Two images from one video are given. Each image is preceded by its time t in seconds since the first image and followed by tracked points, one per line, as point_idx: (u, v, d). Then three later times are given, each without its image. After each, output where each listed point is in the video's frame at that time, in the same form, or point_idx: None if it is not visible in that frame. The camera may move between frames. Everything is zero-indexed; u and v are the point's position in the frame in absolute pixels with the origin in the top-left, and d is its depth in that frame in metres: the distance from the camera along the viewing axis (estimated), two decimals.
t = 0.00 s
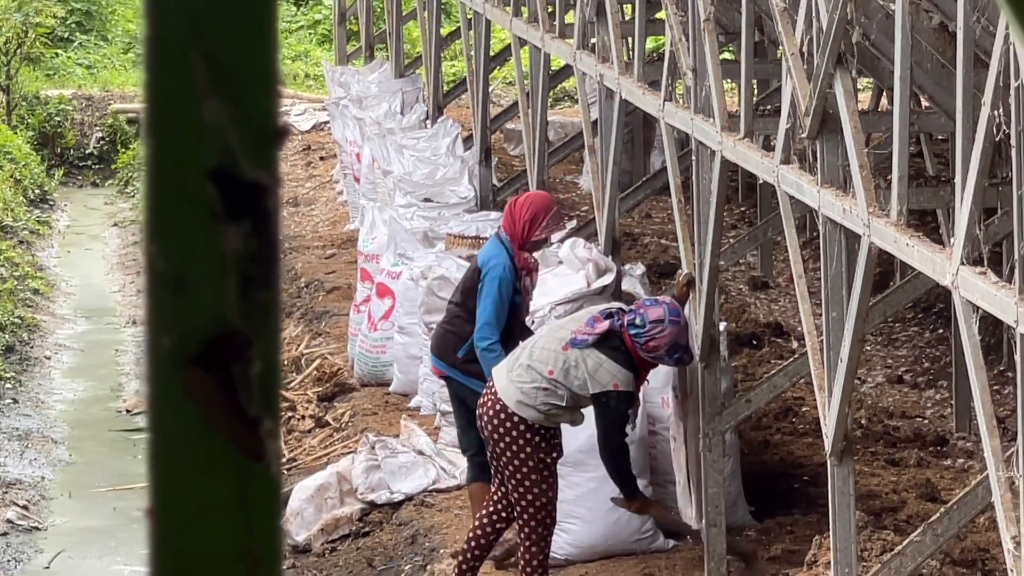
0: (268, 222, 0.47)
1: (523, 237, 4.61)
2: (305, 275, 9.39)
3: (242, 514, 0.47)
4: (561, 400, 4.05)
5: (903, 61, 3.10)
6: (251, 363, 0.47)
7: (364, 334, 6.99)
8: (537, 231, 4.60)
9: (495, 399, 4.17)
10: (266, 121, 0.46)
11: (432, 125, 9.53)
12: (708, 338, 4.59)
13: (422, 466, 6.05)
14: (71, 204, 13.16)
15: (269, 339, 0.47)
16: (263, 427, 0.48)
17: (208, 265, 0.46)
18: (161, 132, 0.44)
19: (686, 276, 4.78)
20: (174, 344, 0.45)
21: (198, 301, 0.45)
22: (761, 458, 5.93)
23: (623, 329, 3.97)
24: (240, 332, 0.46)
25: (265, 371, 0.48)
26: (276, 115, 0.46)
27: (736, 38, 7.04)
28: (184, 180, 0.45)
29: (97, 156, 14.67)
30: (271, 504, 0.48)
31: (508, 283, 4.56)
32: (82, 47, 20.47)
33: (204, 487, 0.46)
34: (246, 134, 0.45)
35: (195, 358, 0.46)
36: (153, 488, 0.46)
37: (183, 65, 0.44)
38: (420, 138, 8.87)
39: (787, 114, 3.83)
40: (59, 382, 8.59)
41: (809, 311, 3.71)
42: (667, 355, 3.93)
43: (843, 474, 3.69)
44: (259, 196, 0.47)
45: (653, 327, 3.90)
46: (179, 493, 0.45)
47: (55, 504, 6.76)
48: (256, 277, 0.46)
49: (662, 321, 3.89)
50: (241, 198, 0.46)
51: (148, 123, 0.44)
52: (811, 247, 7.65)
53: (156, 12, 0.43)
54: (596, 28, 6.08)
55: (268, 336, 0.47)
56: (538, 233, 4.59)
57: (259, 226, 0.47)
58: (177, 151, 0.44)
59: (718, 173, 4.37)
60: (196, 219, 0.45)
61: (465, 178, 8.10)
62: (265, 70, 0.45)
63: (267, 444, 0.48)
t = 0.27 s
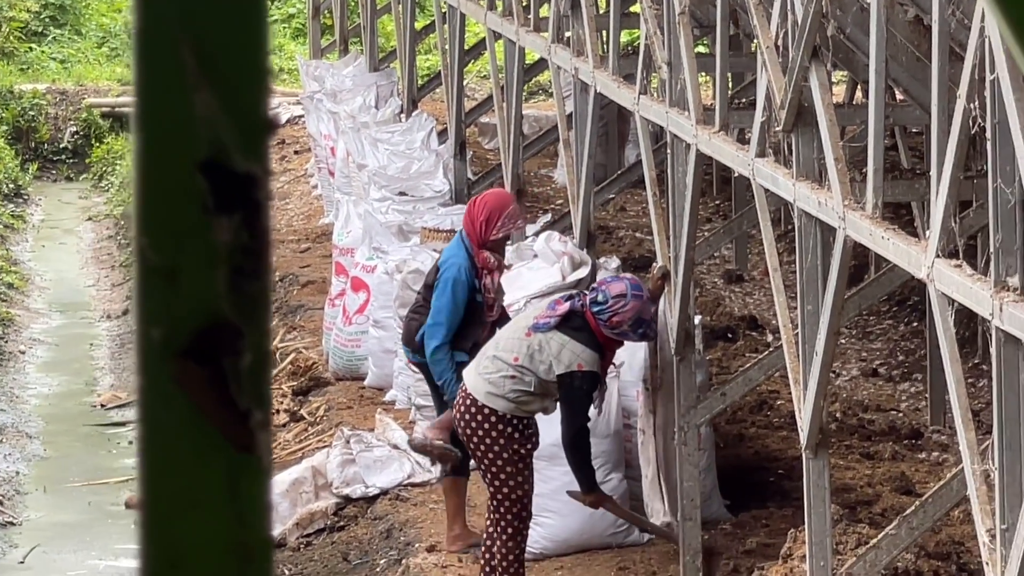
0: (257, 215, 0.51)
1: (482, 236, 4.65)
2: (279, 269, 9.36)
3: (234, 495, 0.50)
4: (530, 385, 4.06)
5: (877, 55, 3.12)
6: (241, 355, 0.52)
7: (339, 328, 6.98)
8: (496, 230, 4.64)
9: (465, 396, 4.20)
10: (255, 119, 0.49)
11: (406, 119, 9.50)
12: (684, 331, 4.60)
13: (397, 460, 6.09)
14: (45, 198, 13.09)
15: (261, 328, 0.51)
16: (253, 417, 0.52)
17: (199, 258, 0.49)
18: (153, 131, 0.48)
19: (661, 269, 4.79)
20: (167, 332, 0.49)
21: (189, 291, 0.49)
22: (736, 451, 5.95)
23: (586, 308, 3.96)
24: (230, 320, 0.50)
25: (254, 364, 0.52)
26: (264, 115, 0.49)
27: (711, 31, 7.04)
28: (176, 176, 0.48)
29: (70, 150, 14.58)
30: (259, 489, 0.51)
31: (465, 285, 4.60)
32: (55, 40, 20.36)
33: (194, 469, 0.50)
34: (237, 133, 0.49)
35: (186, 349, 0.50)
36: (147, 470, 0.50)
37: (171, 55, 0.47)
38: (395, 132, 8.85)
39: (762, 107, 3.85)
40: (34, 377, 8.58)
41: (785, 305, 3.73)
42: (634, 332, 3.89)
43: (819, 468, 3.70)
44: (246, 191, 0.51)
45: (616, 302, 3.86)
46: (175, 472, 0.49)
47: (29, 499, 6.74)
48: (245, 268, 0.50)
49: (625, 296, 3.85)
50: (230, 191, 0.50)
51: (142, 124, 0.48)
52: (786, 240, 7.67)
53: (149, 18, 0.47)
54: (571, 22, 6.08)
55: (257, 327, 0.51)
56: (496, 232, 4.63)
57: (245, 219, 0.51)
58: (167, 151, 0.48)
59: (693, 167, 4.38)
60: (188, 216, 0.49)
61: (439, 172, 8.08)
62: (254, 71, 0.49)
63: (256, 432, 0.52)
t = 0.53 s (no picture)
0: (238, 203, 0.51)
1: (449, 224, 4.66)
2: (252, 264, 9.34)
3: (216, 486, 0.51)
4: (494, 375, 4.08)
5: (850, 48, 3.13)
6: (222, 348, 0.52)
7: (312, 322, 6.97)
8: (461, 217, 4.65)
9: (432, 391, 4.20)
10: (234, 107, 0.49)
11: (379, 112, 9.48)
12: (657, 324, 4.61)
13: (371, 453, 6.03)
14: (16, 192, 13.01)
15: (242, 320, 0.51)
16: (234, 411, 0.52)
17: (179, 250, 0.49)
18: (131, 121, 0.48)
19: (634, 262, 4.80)
20: (147, 324, 0.49)
21: (168, 283, 0.49)
22: (710, 444, 5.98)
23: (546, 297, 4.01)
24: (211, 313, 0.51)
25: (236, 359, 0.52)
26: (243, 103, 0.49)
27: (684, 24, 7.06)
28: (155, 166, 0.48)
29: (41, 144, 14.50)
30: (241, 481, 0.52)
31: (432, 275, 4.60)
32: (26, 34, 20.22)
33: (175, 462, 0.50)
34: (218, 125, 0.49)
35: (166, 343, 0.50)
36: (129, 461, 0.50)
37: (150, 42, 0.47)
38: (367, 125, 8.84)
39: (735, 100, 3.86)
40: (7, 372, 8.61)
41: (759, 298, 3.74)
42: (595, 318, 3.96)
43: (793, 461, 3.72)
44: (227, 179, 0.50)
45: (576, 289, 3.93)
46: (158, 466, 0.50)
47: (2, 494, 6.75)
48: (225, 261, 0.51)
49: (584, 282, 3.92)
50: (211, 186, 0.50)
51: (119, 116, 0.48)
52: (758, 234, 7.70)
53: (127, 7, 0.47)
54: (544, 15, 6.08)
55: (238, 321, 0.52)
56: (461, 219, 4.64)
57: (226, 213, 0.51)
58: (147, 146, 0.48)
59: (667, 160, 4.39)
60: (168, 209, 0.49)
61: (413, 165, 8.07)
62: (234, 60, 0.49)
63: (237, 427, 0.52)
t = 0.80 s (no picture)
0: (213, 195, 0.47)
1: (422, 207, 4.67)
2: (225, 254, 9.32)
3: (192, 480, 0.47)
4: (474, 371, 4.08)
5: (823, 38, 3.14)
6: (198, 336, 0.47)
7: (286, 312, 6.97)
8: (433, 199, 4.66)
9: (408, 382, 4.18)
10: (208, 100, 0.46)
11: (352, 102, 9.46)
12: (631, 314, 4.62)
13: (345, 443, 6.07)
14: None
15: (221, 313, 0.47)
16: (209, 399, 0.48)
17: (157, 236, 0.46)
18: (109, 108, 0.44)
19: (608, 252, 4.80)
20: (122, 313, 0.45)
21: (146, 272, 0.45)
22: (684, 434, 6.00)
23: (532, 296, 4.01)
24: (188, 302, 0.46)
25: (218, 357, 0.48)
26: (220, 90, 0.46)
27: (657, 14, 7.07)
28: (133, 158, 0.45)
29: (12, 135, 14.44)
30: (215, 469, 0.48)
31: (410, 257, 4.59)
32: None
33: (157, 457, 0.46)
34: (194, 112, 0.46)
35: (144, 330, 0.46)
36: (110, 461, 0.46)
37: (128, 33, 0.44)
38: (341, 116, 8.83)
39: (708, 90, 3.87)
40: None
41: (733, 287, 3.76)
42: (579, 321, 3.97)
43: (767, 450, 3.74)
44: (201, 165, 0.47)
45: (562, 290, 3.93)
46: (134, 468, 0.46)
47: None
48: (202, 248, 0.47)
49: (570, 283, 3.93)
50: (189, 170, 0.46)
51: (97, 102, 0.44)
52: (732, 223, 7.74)
53: None
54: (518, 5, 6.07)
55: (214, 305, 0.47)
56: (433, 201, 4.65)
57: (203, 202, 0.47)
58: (124, 128, 0.44)
59: (640, 150, 4.40)
60: (145, 197, 0.45)
61: (387, 155, 8.06)
62: (207, 46, 0.46)
63: (212, 414, 0.48)
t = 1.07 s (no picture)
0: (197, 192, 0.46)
1: (393, 194, 4.65)
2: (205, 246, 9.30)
3: (178, 472, 0.46)
4: (475, 378, 4.09)
5: (803, 31, 3.16)
6: (179, 329, 0.47)
7: (266, 305, 6.96)
8: (402, 184, 4.62)
9: (405, 374, 4.18)
10: (193, 93, 0.45)
11: (332, 94, 9.45)
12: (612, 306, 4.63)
13: (325, 436, 6.07)
14: None
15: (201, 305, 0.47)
16: (192, 391, 0.47)
17: (142, 232, 0.45)
18: (96, 109, 0.43)
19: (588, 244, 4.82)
20: (108, 306, 0.44)
21: (130, 263, 0.44)
22: (664, 426, 6.02)
23: (547, 315, 3.99)
24: (172, 297, 0.46)
25: (195, 347, 0.47)
26: (204, 92, 0.45)
27: (637, 6, 7.08)
28: (117, 159, 0.44)
29: None
30: (198, 461, 0.47)
31: (382, 243, 4.59)
32: None
33: (144, 451, 0.45)
34: (176, 110, 0.45)
35: (128, 323, 0.45)
36: (97, 459, 0.45)
37: (116, 37, 0.43)
38: (321, 108, 8.83)
39: (688, 82, 3.88)
40: None
41: (713, 279, 3.77)
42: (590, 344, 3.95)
43: (748, 442, 3.75)
44: (184, 160, 0.46)
45: (576, 311, 3.90)
46: (120, 463, 0.45)
47: None
48: (186, 245, 0.46)
49: (585, 305, 3.89)
50: (171, 165, 0.45)
51: (83, 102, 0.43)
52: (712, 215, 7.77)
53: None
54: None
55: (195, 298, 0.47)
56: (403, 185, 4.62)
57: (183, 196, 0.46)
58: (108, 125, 0.43)
59: (621, 142, 4.41)
60: (129, 193, 0.44)
61: (367, 147, 8.05)
62: (191, 49, 0.45)
63: (194, 404, 0.47)
